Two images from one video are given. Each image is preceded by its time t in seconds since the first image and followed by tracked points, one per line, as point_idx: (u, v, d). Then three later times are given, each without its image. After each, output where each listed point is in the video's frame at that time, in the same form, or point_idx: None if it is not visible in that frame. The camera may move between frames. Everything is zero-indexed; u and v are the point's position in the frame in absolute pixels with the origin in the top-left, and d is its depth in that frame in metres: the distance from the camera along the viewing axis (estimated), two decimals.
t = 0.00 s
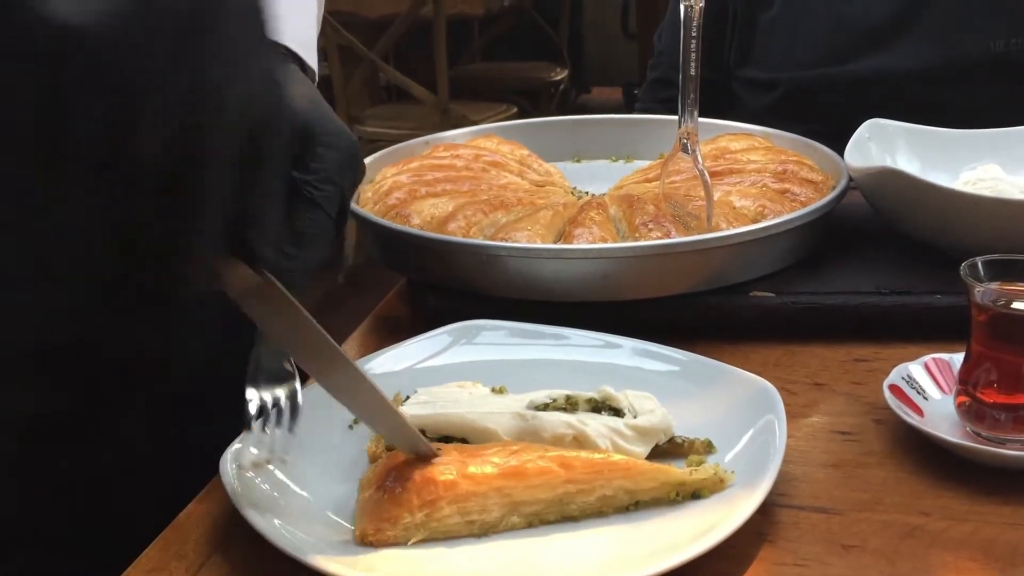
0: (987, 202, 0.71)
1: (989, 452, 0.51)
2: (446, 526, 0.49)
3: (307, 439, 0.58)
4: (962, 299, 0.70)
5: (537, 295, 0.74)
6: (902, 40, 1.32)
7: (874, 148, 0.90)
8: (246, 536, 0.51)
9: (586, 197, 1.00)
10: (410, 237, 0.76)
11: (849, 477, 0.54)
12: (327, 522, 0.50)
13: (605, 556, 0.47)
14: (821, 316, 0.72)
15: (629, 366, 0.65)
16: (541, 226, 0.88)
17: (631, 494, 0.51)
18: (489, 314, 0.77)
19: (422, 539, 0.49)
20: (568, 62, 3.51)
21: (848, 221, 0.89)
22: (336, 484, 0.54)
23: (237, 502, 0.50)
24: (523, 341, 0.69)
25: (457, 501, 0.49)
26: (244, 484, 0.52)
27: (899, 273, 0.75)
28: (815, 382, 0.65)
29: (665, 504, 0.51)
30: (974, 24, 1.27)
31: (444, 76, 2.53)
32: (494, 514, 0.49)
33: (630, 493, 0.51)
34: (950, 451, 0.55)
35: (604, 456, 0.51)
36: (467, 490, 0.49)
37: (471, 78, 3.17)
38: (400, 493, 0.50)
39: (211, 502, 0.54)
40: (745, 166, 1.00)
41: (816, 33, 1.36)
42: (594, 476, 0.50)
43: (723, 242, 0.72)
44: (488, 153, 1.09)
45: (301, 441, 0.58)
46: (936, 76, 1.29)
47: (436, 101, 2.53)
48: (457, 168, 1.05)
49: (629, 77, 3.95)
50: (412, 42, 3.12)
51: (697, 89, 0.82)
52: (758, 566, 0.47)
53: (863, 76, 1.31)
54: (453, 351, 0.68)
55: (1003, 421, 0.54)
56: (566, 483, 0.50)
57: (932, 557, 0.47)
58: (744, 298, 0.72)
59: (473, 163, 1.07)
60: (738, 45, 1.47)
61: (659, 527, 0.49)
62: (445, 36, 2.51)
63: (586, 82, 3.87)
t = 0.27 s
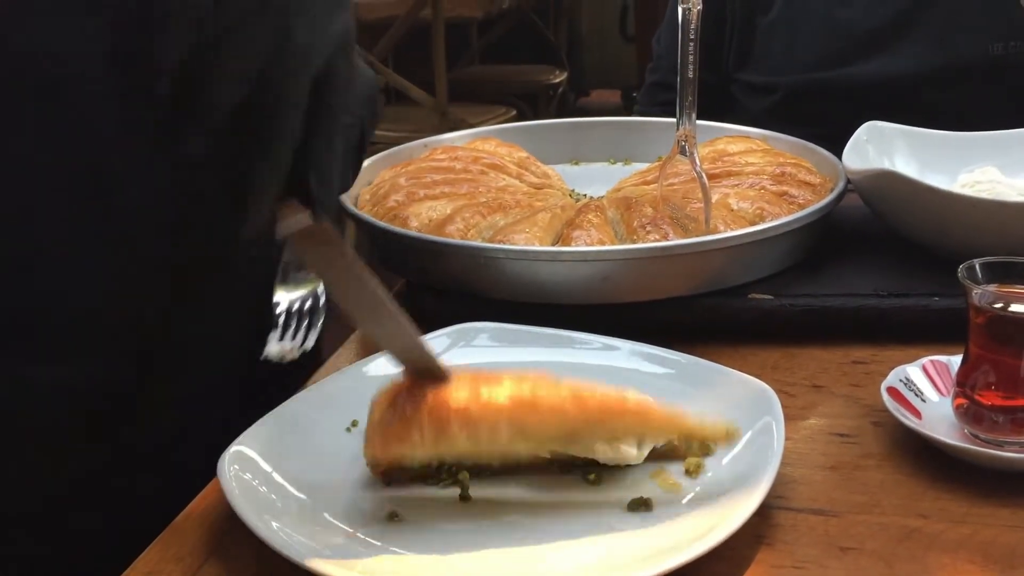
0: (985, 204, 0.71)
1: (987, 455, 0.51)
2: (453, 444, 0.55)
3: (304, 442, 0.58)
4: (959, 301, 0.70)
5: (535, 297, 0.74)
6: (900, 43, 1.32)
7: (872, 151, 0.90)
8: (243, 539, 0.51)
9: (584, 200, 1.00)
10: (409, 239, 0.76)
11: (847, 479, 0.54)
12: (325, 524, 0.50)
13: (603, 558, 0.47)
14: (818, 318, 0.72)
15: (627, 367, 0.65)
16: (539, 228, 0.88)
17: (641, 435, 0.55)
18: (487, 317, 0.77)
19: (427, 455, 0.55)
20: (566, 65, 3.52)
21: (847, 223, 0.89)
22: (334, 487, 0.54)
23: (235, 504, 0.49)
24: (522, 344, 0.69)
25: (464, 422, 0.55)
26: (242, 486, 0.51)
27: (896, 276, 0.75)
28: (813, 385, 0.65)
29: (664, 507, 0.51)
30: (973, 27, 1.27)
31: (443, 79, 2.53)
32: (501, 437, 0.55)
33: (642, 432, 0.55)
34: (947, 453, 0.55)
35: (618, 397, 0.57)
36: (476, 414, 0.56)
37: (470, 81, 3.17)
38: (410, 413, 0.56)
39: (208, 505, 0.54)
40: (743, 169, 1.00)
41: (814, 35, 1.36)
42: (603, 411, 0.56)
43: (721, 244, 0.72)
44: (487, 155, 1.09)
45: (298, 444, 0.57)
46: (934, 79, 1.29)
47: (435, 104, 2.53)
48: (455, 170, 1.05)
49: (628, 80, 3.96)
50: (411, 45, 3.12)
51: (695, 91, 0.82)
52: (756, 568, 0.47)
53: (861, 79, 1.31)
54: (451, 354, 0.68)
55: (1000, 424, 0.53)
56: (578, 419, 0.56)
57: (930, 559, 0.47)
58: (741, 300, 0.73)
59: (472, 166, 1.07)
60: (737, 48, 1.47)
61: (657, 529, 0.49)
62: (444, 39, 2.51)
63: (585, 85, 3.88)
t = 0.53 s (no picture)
0: (984, 206, 0.71)
1: (985, 456, 0.51)
2: (445, 416, 0.57)
3: (303, 444, 0.58)
4: (957, 303, 0.70)
5: (534, 299, 0.74)
6: (899, 45, 1.32)
7: (870, 152, 0.90)
8: (242, 541, 0.51)
9: (583, 202, 1.00)
10: (408, 240, 0.76)
11: (846, 481, 0.54)
12: (324, 526, 0.50)
13: (603, 560, 0.47)
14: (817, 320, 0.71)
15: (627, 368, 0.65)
16: (538, 231, 0.88)
17: (622, 400, 0.58)
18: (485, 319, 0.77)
19: (427, 427, 0.57)
20: (566, 67, 3.52)
21: (845, 225, 0.89)
22: (333, 489, 0.54)
23: (233, 507, 0.49)
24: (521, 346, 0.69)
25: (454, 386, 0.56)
26: (241, 488, 0.51)
27: (895, 278, 0.75)
28: (812, 387, 0.65)
29: (663, 508, 0.51)
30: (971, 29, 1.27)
31: (442, 82, 2.53)
32: (493, 408, 0.56)
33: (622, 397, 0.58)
34: (946, 455, 0.54)
35: (598, 363, 0.57)
36: (469, 385, 0.56)
37: (469, 84, 3.17)
38: (408, 385, 0.57)
39: (207, 507, 0.54)
40: (741, 171, 1.00)
41: (813, 38, 1.37)
42: (589, 381, 0.57)
43: (719, 246, 0.72)
44: (486, 157, 1.09)
45: (297, 446, 0.57)
46: (933, 82, 1.29)
47: (435, 106, 2.53)
48: (454, 172, 1.05)
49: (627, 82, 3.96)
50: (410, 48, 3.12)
51: (693, 93, 0.82)
52: (755, 570, 0.47)
53: (860, 81, 1.31)
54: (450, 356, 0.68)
55: (999, 426, 0.53)
56: (561, 385, 0.57)
57: (929, 561, 0.47)
58: (739, 302, 0.73)
59: (471, 168, 1.07)
60: (736, 51, 1.47)
61: (657, 531, 0.49)
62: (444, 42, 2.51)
63: (584, 87, 3.88)
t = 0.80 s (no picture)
0: (985, 208, 0.71)
1: (985, 458, 0.51)
2: (443, 424, 0.57)
3: (303, 446, 0.58)
4: (957, 304, 0.70)
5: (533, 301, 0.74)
6: (899, 47, 1.32)
7: (870, 154, 0.90)
8: (241, 542, 0.51)
9: (583, 203, 1.00)
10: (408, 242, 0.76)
11: (846, 483, 0.54)
12: (324, 528, 0.50)
13: (603, 561, 0.47)
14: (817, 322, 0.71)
15: (626, 369, 0.65)
16: (538, 232, 0.88)
17: (619, 409, 0.58)
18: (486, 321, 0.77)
19: (424, 435, 0.57)
20: (565, 69, 3.52)
21: (845, 227, 0.89)
22: (332, 491, 0.54)
23: (233, 508, 0.49)
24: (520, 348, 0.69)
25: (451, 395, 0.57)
26: (240, 490, 0.51)
27: (895, 279, 0.75)
28: (811, 388, 0.65)
29: (663, 509, 0.51)
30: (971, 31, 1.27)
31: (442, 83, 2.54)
32: (490, 415, 0.57)
33: (620, 407, 0.58)
34: (946, 456, 0.55)
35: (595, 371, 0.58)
36: (466, 393, 0.57)
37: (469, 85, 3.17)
38: (405, 392, 0.57)
39: (207, 509, 0.54)
40: (741, 173, 1.00)
41: (813, 39, 1.37)
42: (585, 390, 0.57)
43: (719, 247, 0.72)
44: (486, 159, 1.09)
45: (297, 448, 0.57)
46: (933, 84, 1.29)
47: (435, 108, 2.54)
48: (454, 174, 1.05)
49: (626, 84, 3.96)
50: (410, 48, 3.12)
51: (693, 95, 0.82)
52: (755, 572, 0.47)
53: (860, 82, 1.31)
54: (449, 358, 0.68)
55: (999, 427, 0.53)
56: (558, 394, 0.57)
57: (928, 562, 0.47)
58: (739, 304, 0.73)
59: (470, 169, 1.07)
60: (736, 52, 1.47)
61: (657, 532, 0.49)
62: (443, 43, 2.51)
63: (584, 89, 3.88)
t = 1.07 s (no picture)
0: (985, 208, 0.71)
1: (984, 458, 0.51)
2: (442, 430, 0.56)
3: (303, 447, 0.58)
4: (957, 305, 0.70)
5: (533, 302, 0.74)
6: (898, 48, 1.32)
7: (870, 155, 0.90)
8: (241, 542, 0.51)
9: (583, 204, 1.00)
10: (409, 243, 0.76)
11: (846, 483, 0.54)
12: (324, 529, 0.50)
13: (602, 562, 0.47)
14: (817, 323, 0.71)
15: (626, 370, 0.65)
16: (538, 233, 0.88)
17: (618, 410, 0.58)
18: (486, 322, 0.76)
19: (423, 441, 0.57)
20: (565, 70, 3.52)
21: (845, 228, 0.89)
22: (332, 492, 0.54)
23: (232, 509, 0.49)
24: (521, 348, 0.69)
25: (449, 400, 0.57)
26: (239, 491, 0.51)
27: (895, 280, 0.75)
28: (811, 389, 0.65)
29: (663, 510, 0.51)
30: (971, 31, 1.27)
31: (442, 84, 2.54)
32: (489, 419, 0.56)
33: (620, 411, 0.58)
34: (946, 457, 0.54)
35: (594, 373, 0.58)
36: (465, 398, 0.56)
37: (469, 86, 3.17)
38: (403, 398, 0.57)
39: (207, 509, 0.54)
40: (741, 173, 1.00)
41: (813, 41, 1.37)
42: (583, 392, 0.57)
43: (719, 248, 0.72)
44: (485, 160, 1.09)
45: (296, 449, 0.57)
46: (933, 85, 1.29)
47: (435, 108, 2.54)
48: (454, 175, 1.05)
49: (626, 85, 3.96)
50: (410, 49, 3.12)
51: (693, 96, 0.82)
52: (756, 572, 0.47)
53: (860, 83, 1.31)
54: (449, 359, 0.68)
55: (999, 428, 0.53)
56: (556, 396, 0.57)
57: (928, 563, 0.47)
58: (738, 304, 0.73)
59: (470, 170, 1.07)
60: (736, 54, 1.47)
61: (657, 532, 0.49)
62: (444, 43, 2.51)
63: (584, 89, 3.88)
